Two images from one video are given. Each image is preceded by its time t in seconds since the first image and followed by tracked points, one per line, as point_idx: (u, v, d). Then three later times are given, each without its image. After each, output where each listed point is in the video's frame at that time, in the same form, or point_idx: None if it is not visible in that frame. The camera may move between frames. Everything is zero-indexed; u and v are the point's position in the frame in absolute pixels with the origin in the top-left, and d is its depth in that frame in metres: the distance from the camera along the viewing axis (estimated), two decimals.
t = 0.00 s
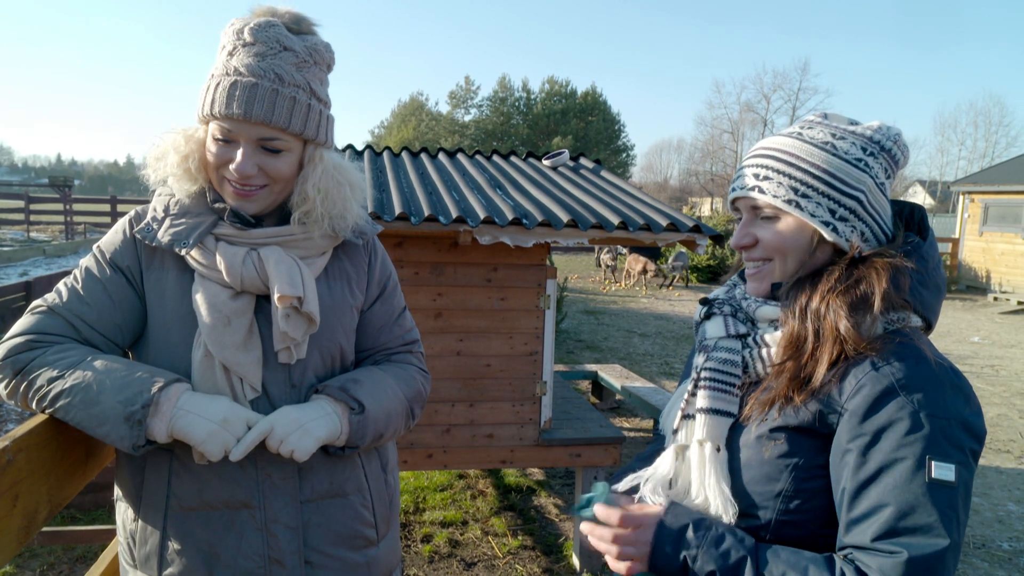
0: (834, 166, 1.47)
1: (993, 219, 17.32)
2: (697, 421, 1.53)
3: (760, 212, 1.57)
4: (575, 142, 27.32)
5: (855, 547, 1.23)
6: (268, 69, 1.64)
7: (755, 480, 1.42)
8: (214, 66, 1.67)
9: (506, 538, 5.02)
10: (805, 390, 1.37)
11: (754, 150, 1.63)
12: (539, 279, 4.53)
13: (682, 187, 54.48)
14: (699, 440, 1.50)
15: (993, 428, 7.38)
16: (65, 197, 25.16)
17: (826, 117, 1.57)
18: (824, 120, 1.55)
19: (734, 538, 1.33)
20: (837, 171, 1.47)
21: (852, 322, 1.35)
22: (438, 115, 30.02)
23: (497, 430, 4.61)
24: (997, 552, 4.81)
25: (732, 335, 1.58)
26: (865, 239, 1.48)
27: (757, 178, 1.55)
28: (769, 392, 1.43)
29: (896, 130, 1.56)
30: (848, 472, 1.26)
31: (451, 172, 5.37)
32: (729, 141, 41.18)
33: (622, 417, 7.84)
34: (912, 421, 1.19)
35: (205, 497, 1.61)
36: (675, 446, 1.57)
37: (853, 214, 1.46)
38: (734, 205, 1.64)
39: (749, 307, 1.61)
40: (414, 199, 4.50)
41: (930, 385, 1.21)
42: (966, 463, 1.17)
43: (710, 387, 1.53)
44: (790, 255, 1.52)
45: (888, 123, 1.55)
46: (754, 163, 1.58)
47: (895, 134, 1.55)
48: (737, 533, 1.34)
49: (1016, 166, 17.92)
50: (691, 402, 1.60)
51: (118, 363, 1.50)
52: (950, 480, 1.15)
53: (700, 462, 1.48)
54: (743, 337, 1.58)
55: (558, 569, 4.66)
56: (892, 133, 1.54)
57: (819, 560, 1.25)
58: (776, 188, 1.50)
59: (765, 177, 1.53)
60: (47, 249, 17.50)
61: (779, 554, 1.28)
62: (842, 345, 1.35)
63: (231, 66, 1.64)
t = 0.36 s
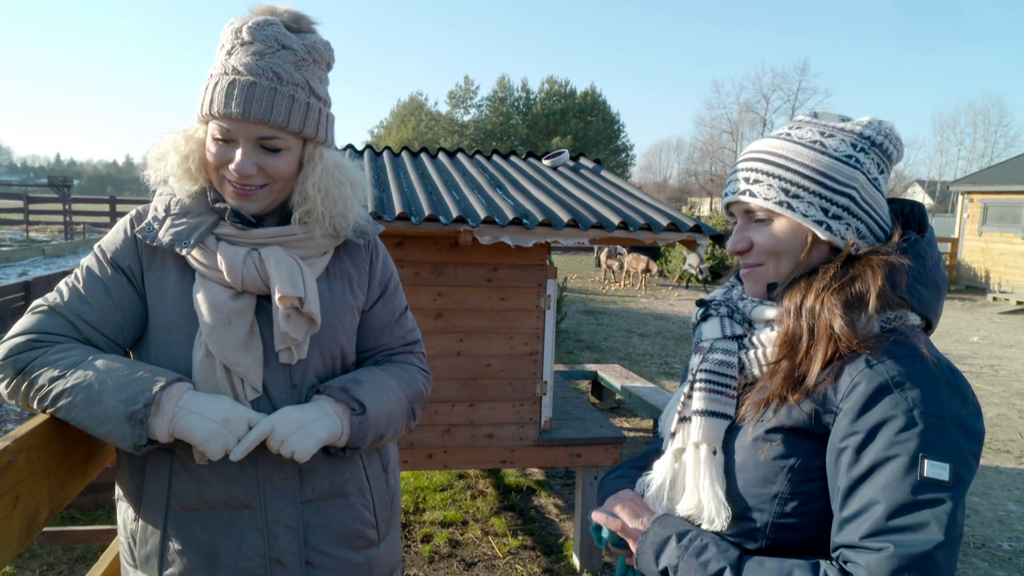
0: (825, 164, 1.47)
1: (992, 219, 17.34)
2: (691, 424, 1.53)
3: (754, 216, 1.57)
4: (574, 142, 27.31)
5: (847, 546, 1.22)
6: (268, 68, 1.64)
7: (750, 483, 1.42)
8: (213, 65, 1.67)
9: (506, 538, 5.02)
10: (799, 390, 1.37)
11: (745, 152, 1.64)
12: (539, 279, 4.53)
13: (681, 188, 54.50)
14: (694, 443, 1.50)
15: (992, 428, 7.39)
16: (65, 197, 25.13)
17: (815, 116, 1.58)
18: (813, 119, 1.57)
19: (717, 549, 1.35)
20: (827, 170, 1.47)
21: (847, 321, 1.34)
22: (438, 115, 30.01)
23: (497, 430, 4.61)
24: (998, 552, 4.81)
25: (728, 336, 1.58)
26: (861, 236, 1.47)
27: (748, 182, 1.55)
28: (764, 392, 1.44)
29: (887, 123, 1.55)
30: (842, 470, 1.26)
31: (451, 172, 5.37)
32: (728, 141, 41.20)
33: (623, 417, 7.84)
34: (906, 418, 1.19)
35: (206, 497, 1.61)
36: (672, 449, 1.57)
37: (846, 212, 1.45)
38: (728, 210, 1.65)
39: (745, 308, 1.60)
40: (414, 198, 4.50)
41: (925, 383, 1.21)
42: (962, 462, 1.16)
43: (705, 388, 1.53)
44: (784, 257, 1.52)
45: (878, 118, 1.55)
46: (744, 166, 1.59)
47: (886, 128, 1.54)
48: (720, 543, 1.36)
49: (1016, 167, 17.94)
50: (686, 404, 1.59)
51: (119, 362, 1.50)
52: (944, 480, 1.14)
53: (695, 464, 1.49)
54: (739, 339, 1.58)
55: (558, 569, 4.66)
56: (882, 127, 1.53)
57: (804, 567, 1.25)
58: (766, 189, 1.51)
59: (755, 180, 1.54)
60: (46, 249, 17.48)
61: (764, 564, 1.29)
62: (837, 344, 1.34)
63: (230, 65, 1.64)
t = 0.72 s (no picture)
0: (825, 165, 1.47)
1: (992, 219, 17.36)
2: (693, 426, 1.53)
3: (752, 218, 1.57)
4: (574, 143, 27.32)
5: (846, 552, 1.22)
6: (268, 68, 1.64)
7: (751, 487, 1.43)
8: (214, 66, 1.67)
9: (507, 539, 5.02)
10: (801, 394, 1.37)
11: (744, 154, 1.64)
12: (540, 279, 4.53)
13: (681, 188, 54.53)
14: (696, 445, 1.51)
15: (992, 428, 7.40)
16: (64, 197, 25.12)
17: (815, 116, 1.58)
18: (812, 120, 1.57)
19: (718, 553, 1.35)
20: (824, 170, 1.47)
21: (849, 325, 1.34)
22: (438, 115, 30.00)
23: (498, 430, 4.61)
24: (998, 553, 4.82)
25: (731, 338, 1.58)
26: (861, 236, 1.47)
27: (745, 185, 1.56)
28: (766, 395, 1.44)
29: (886, 121, 1.55)
30: (843, 476, 1.26)
31: (451, 172, 5.37)
32: (728, 142, 41.23)
33: (623, 417, 7.85)
34: (909, 424, 1.19)
35: (209, 498, 1.61)
36: (674, 452, 1.57)
37: (845, 211, 1.45)
38: (727, 212, 1.64)
39: (748, 310, 1.60)
40: (415, 199, 4.50)
41: (928, 389, 1.21)
42: (965, 469, 1.16)
43: (708, 391, 1.53)
44: (785, 258, 1.52)
45: (877, 116, 1.55)
46: (743, 170, 1.59)
47: (885, 126, 1.54)
48: (722, 548, 1.36)
49: (1015, 167, 17.96)
50: (687, 407, 1.59)
51: (122, 363, 1.50)
52: (946, 487, 1.14)
53: (696, 467, 1.50)
54: (741, 341, 1.58)
55: (558, 569, 4.66)
56: (881, 126, 1.54)
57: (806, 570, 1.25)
58: (764, 191, 1.51)
59: (752, 183, 1.54)
60: (46, 249, 17.45)
61: (766, 568, 1.29)
62: (838, 348, 1.35)
63: (230, 66, 1.64)
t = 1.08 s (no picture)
0: (838, 166, 1.47)
1: (990, 219, 17.37)
2: (704, 430, 1.53)
3: (766, 218, 1.57)
4: (574, 143, 27.32)
5: (861, 558, 1.23)
6: (270, 69, 1.64)
7: (762, 491, 1.43)
8: (215, 67, 1.67)
9: (507, 539, 5.02)
10: (816, 399, 1.37)
11: (756, 155, 1.64)
12: (541, 280, 4.53)
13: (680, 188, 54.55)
14: (706, 449, 1.51)
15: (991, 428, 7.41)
16: (63, 198, 25.09)
17: (830, 118, 1.58)
18: (829, 121, 1.56)
19: (728, 557, 1.35)
20: (839, 171, 1.47)
21: (865, 331, 1.34)
22: (437, 115, 30.00)
23: (498, 431, 4.61)
24: (998, 553, 4.82)
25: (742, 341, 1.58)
26: (874, 238, 1.47)
27: (758, 184, 1.56)
28: (780, 400, 1.43)
29: (901, 125, 1.55)
30: (857, 483, 1.26)
31: (452, 173, 5.37)
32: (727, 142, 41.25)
33: (622, 417, 7.86)
34: (926, 432, 1.19)
35: (210, 500, 1.61)
36: (683, 455, 1.57)
37: (858, 213, 1.45)
38: (740, 211, 1.65)
39: (758, 312, 1.60)
40: (415, 199, 4.51)
41: (943, 397, 1.22)
42: (979, 476, 1.17)
43: (719, 394, 1.53)
44: (798, 259, 1.52)
45: (893, 119, 1.55)
46: (756, 169, 1.59)
47: (900, 130, 1.54)
48: (732, 552, 1.36)
49: (1014, 167, 17.97)
50: (697, 409, 1.58)
51: (124, 364, 1.50)
52: (963, 495, 1.16)
53: (707, 471, 1.50)
54: (752, 344, 1.57)
55: (559, 570, 4.66)
56: (897, 129, 1.53)
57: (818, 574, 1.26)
58: (777, 191, 1.51)
59: (766, 182, 1.54)
60: (45, 249, 17.44)
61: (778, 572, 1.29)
62: (854, 354, 1.35)
63: (232, 66, 1.64)
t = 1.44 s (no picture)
0: (836, 168, 1.48)
1: (989, 219, 17.38)
2: (707, 431, 1.53)
3: (766, 221, 1.57)
4: (573, 143, 27.32)
5: (862, 557, 1.24)
6: (274, 73, 1.65)
7: (765, 491, 1.44)
8: (218, 69, 1.68)
9: (507, 539, 5.02)
10: (818, 399, 1.38)
11: (755, 158, 1.65)
12: (541, 280, 4.54)
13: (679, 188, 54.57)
14: (710, 450, 1.51)
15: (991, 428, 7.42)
16: (62, 197, 25.08)
17: (826, 120, 1.59)
18: (824, 124, 1.57)
19: (731, 556, 1.35)
20: (837, 172, 1.47)
21: (865, 331, 1.35)
22: (436, 115, 29.99)
23: (499, 431, 4.62)
24: (998, 553, 4.83)
25: (744, 342, 1.58)
26: (875, 237, 1.48)
27: (758, 188, 1.57)
28: (782, 400, 1.44)
29: (896, 125, 1.56)
30: (859, 482, 1.27)
31: (452, 173, 5.38)
32: (726, 142, 41.28)
33: (622, 418, 7.87)
34: (926, 432, 1.20)
35: (213, 500, 1.61)
36: (686, 456, 1.57)
37: (858, 213, 1.46)
38: (740, 215, 1.65)
39: (761, 314, 1.61)
40: (416, 200, 4.51)
41: (944, 397, 1.23)
42: (980, 475, 1.18)
43: (722, 395, 1.53)
44: (798, 261, 1.52)
45: (888, 119, 1.56)
46: (755, 173, 1.60)
47: (896, 129, 1.55)
48: (735, 550, 1.36)
49: (1013, 167, 17.99)
50: (701, 410, 1.59)
51: (127, 365, 1.50)
52: (963, 493, 1.16)
53: (711, 471, 1.50)
54: (754, 344, 1.58)
55: (559, 570, 4.67)
56: (892, 129, 1.54)
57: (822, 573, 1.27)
58: (776, 194, 1.52)
59: (766, 185, 1.55)
60: (44, 249, 17.42)
61: (782, 570, 1.30)
62: (856, 355, 1.35)
63: (235, 69, 1.65)
